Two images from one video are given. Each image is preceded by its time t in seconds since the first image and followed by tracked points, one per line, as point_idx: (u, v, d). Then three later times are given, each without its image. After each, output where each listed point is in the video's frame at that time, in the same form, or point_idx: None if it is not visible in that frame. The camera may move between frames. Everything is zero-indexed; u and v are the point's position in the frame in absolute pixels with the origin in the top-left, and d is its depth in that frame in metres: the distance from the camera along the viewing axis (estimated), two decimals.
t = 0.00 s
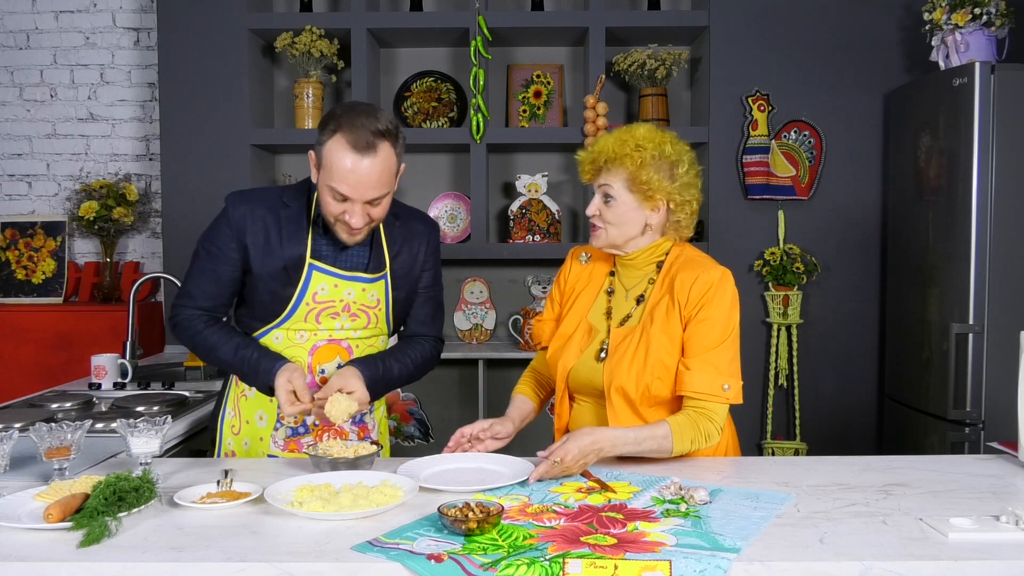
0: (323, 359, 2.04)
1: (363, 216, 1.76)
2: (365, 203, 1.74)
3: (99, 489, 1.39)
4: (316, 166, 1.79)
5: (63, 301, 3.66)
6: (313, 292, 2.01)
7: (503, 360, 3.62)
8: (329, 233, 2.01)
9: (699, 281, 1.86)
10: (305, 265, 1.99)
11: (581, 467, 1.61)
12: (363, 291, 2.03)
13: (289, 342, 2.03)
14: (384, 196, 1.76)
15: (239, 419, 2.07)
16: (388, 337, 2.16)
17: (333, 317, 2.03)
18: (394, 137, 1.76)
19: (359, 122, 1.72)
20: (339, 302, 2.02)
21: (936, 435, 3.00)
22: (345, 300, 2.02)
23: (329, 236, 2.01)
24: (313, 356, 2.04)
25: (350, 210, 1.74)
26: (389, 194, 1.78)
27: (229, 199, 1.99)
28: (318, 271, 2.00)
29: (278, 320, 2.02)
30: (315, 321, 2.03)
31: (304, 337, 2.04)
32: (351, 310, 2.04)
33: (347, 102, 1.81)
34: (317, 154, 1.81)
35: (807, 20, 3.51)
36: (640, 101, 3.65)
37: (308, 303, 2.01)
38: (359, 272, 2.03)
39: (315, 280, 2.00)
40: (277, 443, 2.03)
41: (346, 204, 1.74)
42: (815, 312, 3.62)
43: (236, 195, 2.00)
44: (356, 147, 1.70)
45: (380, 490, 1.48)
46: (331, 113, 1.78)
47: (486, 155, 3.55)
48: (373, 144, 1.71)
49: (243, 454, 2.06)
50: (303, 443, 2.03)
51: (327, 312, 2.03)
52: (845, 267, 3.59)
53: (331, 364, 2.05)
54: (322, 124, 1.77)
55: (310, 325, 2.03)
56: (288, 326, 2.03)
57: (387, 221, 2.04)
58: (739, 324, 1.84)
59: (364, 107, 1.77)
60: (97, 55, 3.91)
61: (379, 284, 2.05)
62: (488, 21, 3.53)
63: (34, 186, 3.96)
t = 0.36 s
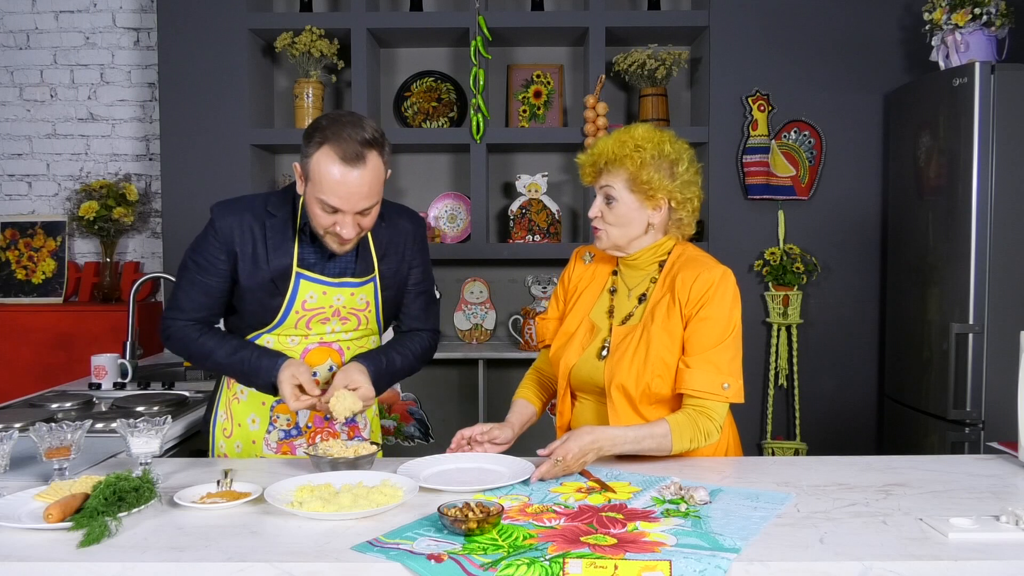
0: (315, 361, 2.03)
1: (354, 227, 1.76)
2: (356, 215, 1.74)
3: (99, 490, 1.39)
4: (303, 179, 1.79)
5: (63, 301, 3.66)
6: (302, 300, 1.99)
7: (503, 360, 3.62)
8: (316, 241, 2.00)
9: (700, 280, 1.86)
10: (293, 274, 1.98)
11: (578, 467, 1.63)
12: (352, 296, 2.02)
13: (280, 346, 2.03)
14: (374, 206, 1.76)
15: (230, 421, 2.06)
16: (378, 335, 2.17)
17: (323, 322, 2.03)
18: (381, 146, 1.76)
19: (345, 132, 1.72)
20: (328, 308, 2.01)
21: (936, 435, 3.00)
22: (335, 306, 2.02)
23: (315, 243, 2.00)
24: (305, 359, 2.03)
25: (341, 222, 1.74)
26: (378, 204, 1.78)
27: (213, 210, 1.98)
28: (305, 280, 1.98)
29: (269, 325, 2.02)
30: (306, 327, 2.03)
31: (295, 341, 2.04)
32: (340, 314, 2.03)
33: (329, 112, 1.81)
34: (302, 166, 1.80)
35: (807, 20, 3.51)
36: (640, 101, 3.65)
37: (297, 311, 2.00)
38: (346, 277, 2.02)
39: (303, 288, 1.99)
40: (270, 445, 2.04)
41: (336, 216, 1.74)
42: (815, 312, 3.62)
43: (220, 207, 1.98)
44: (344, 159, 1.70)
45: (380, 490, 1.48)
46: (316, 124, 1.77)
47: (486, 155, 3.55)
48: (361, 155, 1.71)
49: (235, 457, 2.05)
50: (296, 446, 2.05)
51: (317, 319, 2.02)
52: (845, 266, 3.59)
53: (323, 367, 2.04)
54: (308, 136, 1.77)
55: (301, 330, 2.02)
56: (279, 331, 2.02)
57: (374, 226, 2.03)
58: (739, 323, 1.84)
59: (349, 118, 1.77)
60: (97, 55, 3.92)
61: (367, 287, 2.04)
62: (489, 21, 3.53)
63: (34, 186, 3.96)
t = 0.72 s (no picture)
0: (309, 358, 2.03)
1: (345, 217, 1.76)
2: (347, 204, 1.74)
3: (99, 490, 1.39)
4: (291, 172, 1.79)
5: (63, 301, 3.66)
6: (295, 295, 1.99)
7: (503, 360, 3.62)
8: (307, 236, 2.01)
9: (690, 278, 1.86)
10: (285, 270, 1.98)
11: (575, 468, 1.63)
12: (345, 290, 2.02)
13: (273, 344, 2.02)
14: (364, 195, 1.77)
15: (225, 423, 2.06)
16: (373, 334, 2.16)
17: (316, 318, 2.02)
18: (368, 136, 1.77)
19: (333, 122, 1.72)
20: (322, 303, 2.01)
21: (935, 435, 3.00)
22: (328, 301, 2.01)
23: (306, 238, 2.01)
24: (298, 356, 2.02)
25: (332, 212, 1.75)
26: (368, 193, 1.78)
27: (202, 211, 1.97)
28: (298, 275, 1.99)
29: (262, 323, 2.01)
30: (299, 323, 2.02)
31: (288, 338, 2.02)
32: (334, 309, 2.03)
33: (314, 104, 1.81)
34: (289, 158, 1.80)
35: (807, 20, 3.51)
36: (640, 101, 3.65)
37: (291, 307, 2.00)
38: (339, 271, 2.02)
39: (296, 283, 1.99)
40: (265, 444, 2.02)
41: (327, 206, 1.74)
42: (815, 312, 3.62)
43: (206, 209, 1.98)
44: (332, 149, 1.70)
45: (380, 490, 1.48)
46: (302, 117, 1.77)
47: (486, 155, 3.55)
48: (350, 145, 1.71)
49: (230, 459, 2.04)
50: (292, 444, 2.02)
51: (310, 314, 2.01)
52: (845, 266, 3.59)
53: (317, 364, 2.03)
54: (294, 128, 1.77)
55: (294, 326, 2.02)
56: (272, 328, 2.01)
57: (364, 220, 2.05)
58: (731, 321, 1.84)
59: (335, 109, 1.77)
60: (97, 55, 3.92)
61: (360, 281, 2.04)
62: (489, 21, 3.53)
63: (34, 186, 3.96)
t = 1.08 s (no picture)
0: (311, 353, 2.01)
1: (336, 199, 1.76)
2: (337, 185, 1.75)
3: (99, 490, 1.39)
4: (278, 161, 1.79)
5: (63, 301, 3.66)
6: (293, 290, 1.98)
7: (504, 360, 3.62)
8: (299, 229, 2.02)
9: (683, 278, 1.86)
10: (281, 266, 1.98)
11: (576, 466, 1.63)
12: (341, 282, 2.03)
13: (273, 343, 2.00)
14: (353, 175, 1.77)
15: (226, 429, 2.04)
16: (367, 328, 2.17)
17: (315, 312, 2.01)
18: (352, 119, 1.79)
19: (317, 106, 1.73)
20: (320, 297, 2.01)
21: (936, 435, 3.00)
22: (326, 294, 2.01)
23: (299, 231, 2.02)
24: (300, 353, 2.01)
25: (323, 195, 1.75)
26: (356, 174, 1.79)
27: (188, 221, 1.95)
28: (295, 269, 1.98)
29: (261, 323, 1.99)
30: (298, 319, 2.01)
31: (288, 336, 2.01)
32: (332, 303, 2.03)
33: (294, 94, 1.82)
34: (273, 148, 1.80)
35: (806, 19, 3.51)
36: (640, 101, 3.65)
37: (290, 303, 1.99)
38: (333, 264, 2.04)
39: (294, 278, 1.98)
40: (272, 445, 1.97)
41: (318, 189, 1.74)
42: (815, 312, 3.62)
43: (198, 213, 1.97)
44: (320, 130, 1.71)
45: (380, 490, 1.48)
46: (284, 105, 1.78)
47: (486, 155, 3.55)
48: (336, 126, 1.73)
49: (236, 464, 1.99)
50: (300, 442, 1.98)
51: (309, 309, 2.00)
52: (845, 266, 3.60)
53: (319, 359, 2.02)
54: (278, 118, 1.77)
55: (294, 323, 2.00)
56: (270, 328, 2.00)
57: (350, 212, 2.09)
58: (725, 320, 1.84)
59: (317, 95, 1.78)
60: (97, 55, 3.92)
61: (354, 273, 2.06)
62: (489, 21, 3.53)
63: (34, 186, 3.96)
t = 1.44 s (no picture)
0: (326, 348, 2.01)
1: (360, 171, 1.82)
2: (361, 157, 1.81)
3: (99, 490, 1.39)
4: (299, 142, 1.85)
5: (63, 301, 3.66)
6: (308, 276, 1.99)
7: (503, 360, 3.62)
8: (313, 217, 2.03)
9: (685, 278, 1.86)
10: (297, 251, 1.98)
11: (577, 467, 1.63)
12: (356, 271, 2.03)
13: (288, 337, 1.99)
14: (373, 150, 1.85)
15: (241, 429, 1.99)
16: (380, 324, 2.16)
17: (330, 302, 2.01)
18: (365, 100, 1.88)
19: (336, 84, 1.82)
20: (335, 285, 2.01)
21: (936, 435, 3.00)
22: (341, 283, 2.02)
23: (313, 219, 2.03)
24: (316, 347, 2.00)
25: (349, 166, 1.81)
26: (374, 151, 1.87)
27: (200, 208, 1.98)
28: (310, 256, 1.99)
29: (275, 316, 1.98)
30: (313, 309, 2.00)
31: (303, 329, 2.00)
32: (347, 293, 2.03)
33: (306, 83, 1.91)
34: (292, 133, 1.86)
35: (806, 19, 3.51)
36: (640, 101, 3.65)
37: (305, 289, 1.99)
38: (349, 252, 2.04)
39: (309, 264, 1.99)
40: (290, 441, 1.99)
41: (343, 161, 1.80)
42: (815, 312, 3.62)
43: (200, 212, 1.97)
44: (340, 101, 1.79)
45: (379, 490, 1.48)
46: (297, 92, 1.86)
47: (486, 155, 3.55)
48: (356, 100, 1.81)
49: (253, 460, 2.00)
50: (317, 436, 2.00)
51: (323, 298, 2.00)
52: (845, 266, 3.60)
53: (334, 353, 2.02)
54: (295, 102, 1.84)
55: (309, 314, 2.00)
56: (285, 321, 1.99)
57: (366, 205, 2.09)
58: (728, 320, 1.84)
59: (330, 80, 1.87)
60: (97, 55, 3.92)
61: (368, 263, 2.06)
62: (488, 21, 3.53)
63: (34, 186, 3.96)
